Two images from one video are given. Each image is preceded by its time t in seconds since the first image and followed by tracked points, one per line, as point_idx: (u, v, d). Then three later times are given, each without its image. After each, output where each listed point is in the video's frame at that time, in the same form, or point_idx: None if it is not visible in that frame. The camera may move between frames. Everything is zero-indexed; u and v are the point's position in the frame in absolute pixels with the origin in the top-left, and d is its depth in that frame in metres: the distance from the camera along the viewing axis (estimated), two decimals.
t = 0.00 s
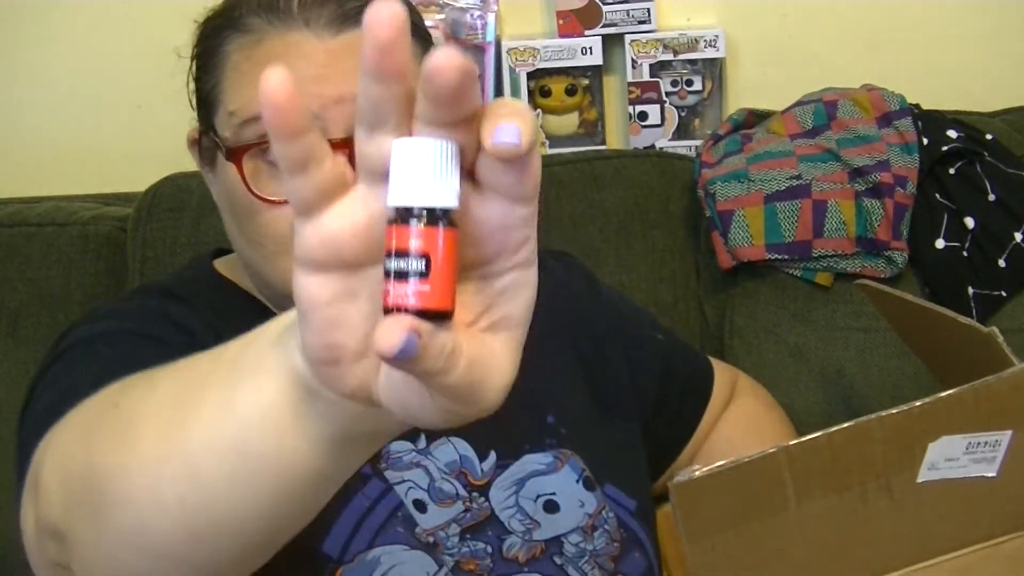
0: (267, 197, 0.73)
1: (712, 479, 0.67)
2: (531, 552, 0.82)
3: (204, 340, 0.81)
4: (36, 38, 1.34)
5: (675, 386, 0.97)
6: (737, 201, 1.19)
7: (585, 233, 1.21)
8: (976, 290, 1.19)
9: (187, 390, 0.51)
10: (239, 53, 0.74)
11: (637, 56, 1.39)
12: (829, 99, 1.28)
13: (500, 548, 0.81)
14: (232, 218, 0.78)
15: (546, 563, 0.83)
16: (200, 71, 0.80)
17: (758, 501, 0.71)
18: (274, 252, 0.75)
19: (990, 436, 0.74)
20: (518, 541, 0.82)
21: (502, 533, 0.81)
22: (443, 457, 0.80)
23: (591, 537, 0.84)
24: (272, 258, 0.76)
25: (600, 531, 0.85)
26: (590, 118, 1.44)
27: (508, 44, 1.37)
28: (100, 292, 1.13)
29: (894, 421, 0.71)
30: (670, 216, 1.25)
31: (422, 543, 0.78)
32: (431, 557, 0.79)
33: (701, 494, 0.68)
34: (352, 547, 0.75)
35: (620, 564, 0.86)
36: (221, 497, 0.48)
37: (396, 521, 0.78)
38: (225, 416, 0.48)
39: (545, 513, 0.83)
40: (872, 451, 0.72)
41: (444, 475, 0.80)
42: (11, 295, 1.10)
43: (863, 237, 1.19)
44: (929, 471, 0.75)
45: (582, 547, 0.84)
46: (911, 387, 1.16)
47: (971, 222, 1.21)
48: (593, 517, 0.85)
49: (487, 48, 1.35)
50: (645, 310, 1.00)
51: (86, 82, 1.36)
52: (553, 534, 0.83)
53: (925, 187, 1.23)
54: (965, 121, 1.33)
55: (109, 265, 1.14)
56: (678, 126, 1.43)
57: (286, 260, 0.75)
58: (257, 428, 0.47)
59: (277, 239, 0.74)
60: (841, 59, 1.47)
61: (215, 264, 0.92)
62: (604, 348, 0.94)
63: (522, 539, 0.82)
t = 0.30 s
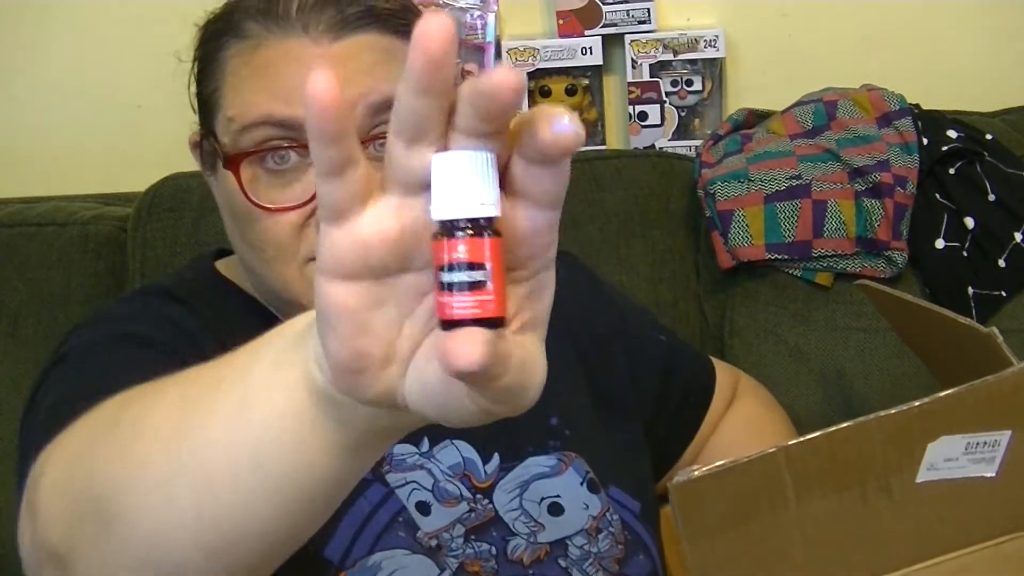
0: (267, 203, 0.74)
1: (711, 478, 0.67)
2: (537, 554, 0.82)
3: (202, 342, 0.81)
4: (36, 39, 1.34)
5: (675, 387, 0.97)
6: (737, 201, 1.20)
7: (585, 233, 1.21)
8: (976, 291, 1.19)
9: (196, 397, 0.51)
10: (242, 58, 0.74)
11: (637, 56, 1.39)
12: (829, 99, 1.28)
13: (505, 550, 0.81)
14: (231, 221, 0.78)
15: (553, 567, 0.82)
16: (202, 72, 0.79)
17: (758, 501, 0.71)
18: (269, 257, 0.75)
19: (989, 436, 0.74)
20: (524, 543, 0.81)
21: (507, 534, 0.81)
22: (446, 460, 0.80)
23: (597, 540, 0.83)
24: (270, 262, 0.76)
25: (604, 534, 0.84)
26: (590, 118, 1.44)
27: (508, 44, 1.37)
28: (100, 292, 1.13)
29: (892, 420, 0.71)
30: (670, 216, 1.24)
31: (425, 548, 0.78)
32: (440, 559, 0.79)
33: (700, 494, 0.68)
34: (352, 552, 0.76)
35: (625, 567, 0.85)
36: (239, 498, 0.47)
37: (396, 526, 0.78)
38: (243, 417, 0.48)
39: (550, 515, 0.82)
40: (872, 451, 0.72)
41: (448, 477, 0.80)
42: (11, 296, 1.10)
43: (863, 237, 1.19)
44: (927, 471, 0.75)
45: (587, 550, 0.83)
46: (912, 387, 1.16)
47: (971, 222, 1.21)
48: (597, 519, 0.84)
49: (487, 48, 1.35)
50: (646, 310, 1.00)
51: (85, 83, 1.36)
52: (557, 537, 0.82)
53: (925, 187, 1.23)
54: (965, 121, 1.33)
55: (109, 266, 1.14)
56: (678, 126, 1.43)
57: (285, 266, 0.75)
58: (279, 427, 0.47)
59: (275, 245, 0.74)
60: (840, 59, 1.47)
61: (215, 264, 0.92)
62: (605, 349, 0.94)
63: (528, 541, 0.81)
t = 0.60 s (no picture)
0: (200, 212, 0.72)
1: (708, 477, 0.68)
2: (530, 550, 0.84)
3: (203, 342, 0.81)
4: (36, 39, 1.34)
5: (676, 387, 0.97)
6: (738, 201, 1.19)
7: (584, 233, 1.21)
8: (976, 291, 1.19)
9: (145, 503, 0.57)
10: (202, 68, 0.74)
11: (637, 56, 1.39)
12: (829, 99, 1.28)
13: (499, 545, 0.83)
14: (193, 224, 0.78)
15: (546, 563, 0.84)
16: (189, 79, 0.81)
17: (759, 499, 0.71)
18: (216, 265, 0.75)
19: (988, 432, 0.74)
20: (517, 539, 0.83)
21: (501, 532, 0.83)
22: (441, 458, 0.82)
23: (591, 537, 0.86)
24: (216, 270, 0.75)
25: (599, 530, 0.86)
26: (590, 118, 1.44)
27: (508, 44, 1.37)
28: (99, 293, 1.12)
29: (890, 418, 0.71)
30: (670, 216, 1.25)
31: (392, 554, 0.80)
32: (406, 564, 0.80)
33: (699, 492, 0.68)
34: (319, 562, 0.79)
35: (620, 563, 0.87)
36: None
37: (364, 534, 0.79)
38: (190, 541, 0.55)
39: (544, 513, 0.84)
40: (870, 449, 0.72)
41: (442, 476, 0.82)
42: (11, 296, 1.10)
43: (863, 238, 1.19)
44: (926, 468, 0.75)
45: (581, 547, 0.85)
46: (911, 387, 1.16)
47: (971, 222, 1.21)
48: (593, 516, 0.86)
49: (487, 48, 1.35)
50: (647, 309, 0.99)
51: (85, 83, 1.36)
52: (551, 533, 0.84)
53: (925, 187, 1.23)
54: (965, 121, 1.33)
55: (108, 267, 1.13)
56: (678, 126, 1.43)
57: (228, 276, 0.74)
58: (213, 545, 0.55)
59: (216, 254, 0.74)
60: (841, 59, 1.47)
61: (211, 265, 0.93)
62: (605, 349, 0.94)
63: (521, 537, 0.84)
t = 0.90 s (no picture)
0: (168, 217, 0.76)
1: (711, 474, 0.67)
2: (484, 550, 0.84)
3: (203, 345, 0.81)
4: (36, 39, 1.34)
5: (675, 388, 0.97)
6: (737, 201, 1.19)
7: (584, 233, 1.21)
8: (976, 290, 1.19)
9: None
10: (173, 75, 0.77)
11: (637, 56, 1.38)
12: (829, 99, 1.28)
13: (451, 540, 0.84)
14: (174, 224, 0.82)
15: (500, 563, 0.85)
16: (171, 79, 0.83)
17: (760, 497, 0.71)
18: (190, 267, 0.79)
19: (993, 430, 0.74)
20: (471, 535, 0.84)
21: (455, 527, 0.84)
22: (401, 455, 0.83)
23: (551, 542, 0.86)
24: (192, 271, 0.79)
25: (560, 537, 0.86)
26: (590, 118, 1.44)
27: (508, 44, 1.36)
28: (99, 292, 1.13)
29: (894, 416, 0.71)
30: (670, 216, 1.25)
31: (327, 534, 0.81)
32: (343, 543, 0.82)
33: (701, 489, 0.68)
34: (248, 540, 0.80)
35: (581, 570, 0.87)
36: None
37: (298, 515, 0.81)
38: None
39: (503, 512, 0.85)
40: (874, 446, 0.72)
41: (401, 471, 0.83)
42: (11, 297, 1.11)
43: (863, 238, 1.19)
44: (930, 465, 0.75)
45: (539, 551, 0.86)
46: (911, 388, 1.15)
47: (971, 222, 1.21)
48: (554, 522, 0.86)
49: (487, 48, 1.35)
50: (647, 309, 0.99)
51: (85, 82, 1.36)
52: (507, 535, 0.85)
53: (925, 186, 1.23)
54: (966, 121, 1.33)
55: (108, 267, 1.13)
56: (678, 126, 1.43)
57: (202, 278, 0.79)
58: None
59: (189, 258, 0.78)
60: (841, 59, 1.47)
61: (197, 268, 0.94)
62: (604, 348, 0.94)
63: (475, 535, 0.84)
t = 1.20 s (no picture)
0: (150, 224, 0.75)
1: (708, 466, 0.68)
2: (459, 548, 0.84)
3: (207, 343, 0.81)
4: (37, 39, 1.34)
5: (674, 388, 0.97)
6: (737, 201, 1.19)
7: (584, 233, 1.21)
8: (976, 290, 1.20)
9: None
10: (147, 83, 0.76)
11: (637, 56, 1.39)
12: (829, 99, 1.28)
13: (427, 540, 0.83)
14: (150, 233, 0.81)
15: (475, 561, 0.84)
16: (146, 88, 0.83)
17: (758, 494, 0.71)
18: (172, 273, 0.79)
19: (988, 424, 0.75)
20: (447, 535, 0.84)
21: (430, 527, 0.83)
22: (378, 457, 0.84)
23: (527, 539, 0.85)
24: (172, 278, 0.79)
25: (536, 533, 0.86)
26: (590, 118, 1.44)
27: (508, 44, 1.36)
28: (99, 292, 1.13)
29: (891, 410, 0.71)
30: (670, 217, 1.25)
31: (300, 537, 0.81)
32: (317, 547, 0.81)
33: (700, 484, 0.68)
34: (221, 545, 0.80)
35: (558, 566, 0.86)
36: None
37: (271, 518, 0.81)
38: None
39: (478, 510, 0.84)
40: (871, 440, 0.72)
41: (377, 474, 0.83)
42: (10, 297, 1.10)
43: (863, 238, 1.19)
44: (927, 459, 0.75)
45: (514, 547, 0.85)
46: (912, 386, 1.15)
47: (971, 222, 1.21)
48: (530, 519, 0.86)
49: (487, 48, 1.35)
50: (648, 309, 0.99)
51: (85, 82, 1.36)
52: (482, 533, 0.85)
53: (925, 186, 1.23)
54: (966, 121, 1.33)
55: (108, 267, 1.13)
56: (678, 126, 1.43)
57: (183, 285, 0.78)
58: None
59: (170, 265, 0.77)
60: (841, 59, 1.47)
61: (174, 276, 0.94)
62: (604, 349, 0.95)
63: (451, 535, 0.84)
